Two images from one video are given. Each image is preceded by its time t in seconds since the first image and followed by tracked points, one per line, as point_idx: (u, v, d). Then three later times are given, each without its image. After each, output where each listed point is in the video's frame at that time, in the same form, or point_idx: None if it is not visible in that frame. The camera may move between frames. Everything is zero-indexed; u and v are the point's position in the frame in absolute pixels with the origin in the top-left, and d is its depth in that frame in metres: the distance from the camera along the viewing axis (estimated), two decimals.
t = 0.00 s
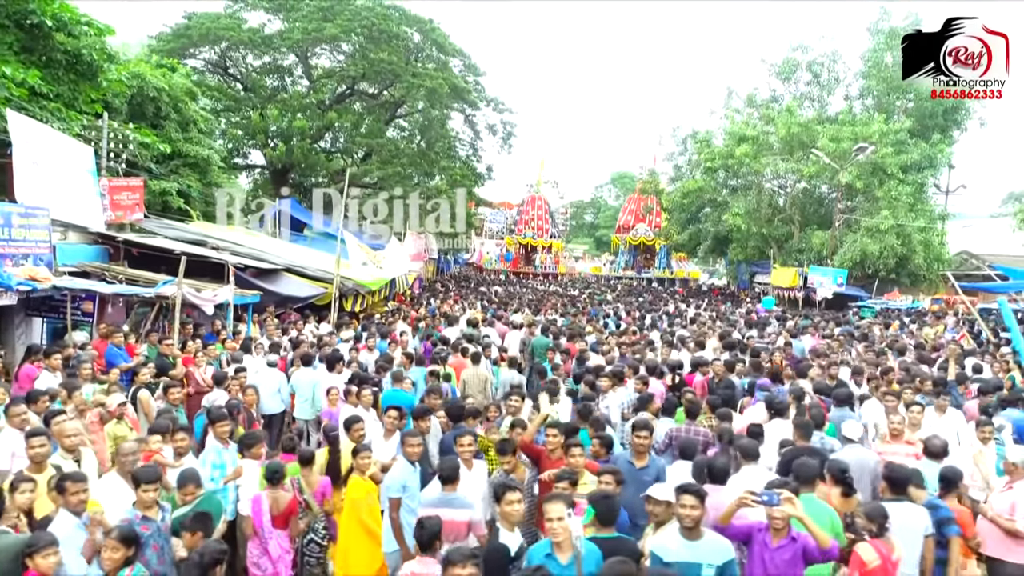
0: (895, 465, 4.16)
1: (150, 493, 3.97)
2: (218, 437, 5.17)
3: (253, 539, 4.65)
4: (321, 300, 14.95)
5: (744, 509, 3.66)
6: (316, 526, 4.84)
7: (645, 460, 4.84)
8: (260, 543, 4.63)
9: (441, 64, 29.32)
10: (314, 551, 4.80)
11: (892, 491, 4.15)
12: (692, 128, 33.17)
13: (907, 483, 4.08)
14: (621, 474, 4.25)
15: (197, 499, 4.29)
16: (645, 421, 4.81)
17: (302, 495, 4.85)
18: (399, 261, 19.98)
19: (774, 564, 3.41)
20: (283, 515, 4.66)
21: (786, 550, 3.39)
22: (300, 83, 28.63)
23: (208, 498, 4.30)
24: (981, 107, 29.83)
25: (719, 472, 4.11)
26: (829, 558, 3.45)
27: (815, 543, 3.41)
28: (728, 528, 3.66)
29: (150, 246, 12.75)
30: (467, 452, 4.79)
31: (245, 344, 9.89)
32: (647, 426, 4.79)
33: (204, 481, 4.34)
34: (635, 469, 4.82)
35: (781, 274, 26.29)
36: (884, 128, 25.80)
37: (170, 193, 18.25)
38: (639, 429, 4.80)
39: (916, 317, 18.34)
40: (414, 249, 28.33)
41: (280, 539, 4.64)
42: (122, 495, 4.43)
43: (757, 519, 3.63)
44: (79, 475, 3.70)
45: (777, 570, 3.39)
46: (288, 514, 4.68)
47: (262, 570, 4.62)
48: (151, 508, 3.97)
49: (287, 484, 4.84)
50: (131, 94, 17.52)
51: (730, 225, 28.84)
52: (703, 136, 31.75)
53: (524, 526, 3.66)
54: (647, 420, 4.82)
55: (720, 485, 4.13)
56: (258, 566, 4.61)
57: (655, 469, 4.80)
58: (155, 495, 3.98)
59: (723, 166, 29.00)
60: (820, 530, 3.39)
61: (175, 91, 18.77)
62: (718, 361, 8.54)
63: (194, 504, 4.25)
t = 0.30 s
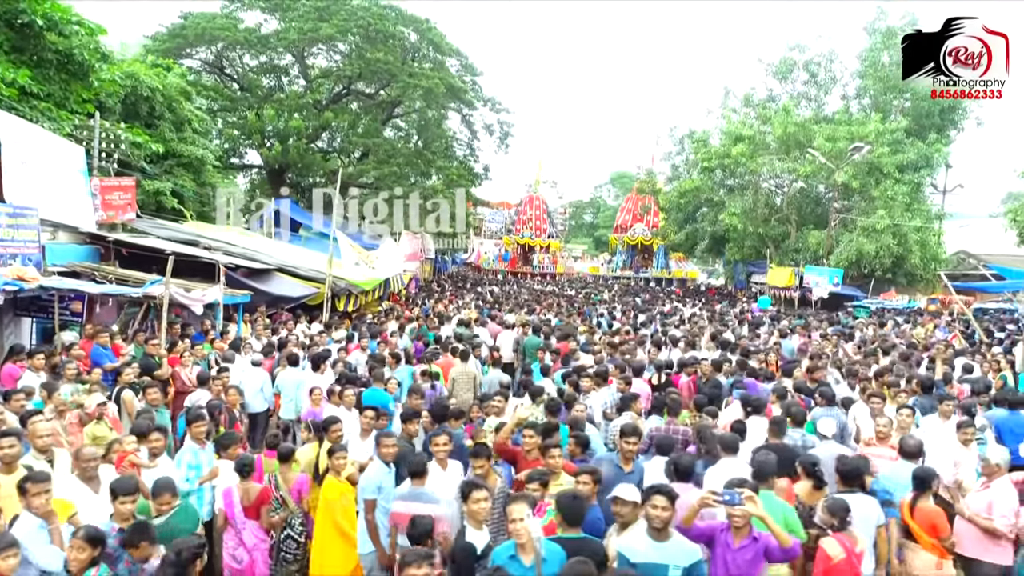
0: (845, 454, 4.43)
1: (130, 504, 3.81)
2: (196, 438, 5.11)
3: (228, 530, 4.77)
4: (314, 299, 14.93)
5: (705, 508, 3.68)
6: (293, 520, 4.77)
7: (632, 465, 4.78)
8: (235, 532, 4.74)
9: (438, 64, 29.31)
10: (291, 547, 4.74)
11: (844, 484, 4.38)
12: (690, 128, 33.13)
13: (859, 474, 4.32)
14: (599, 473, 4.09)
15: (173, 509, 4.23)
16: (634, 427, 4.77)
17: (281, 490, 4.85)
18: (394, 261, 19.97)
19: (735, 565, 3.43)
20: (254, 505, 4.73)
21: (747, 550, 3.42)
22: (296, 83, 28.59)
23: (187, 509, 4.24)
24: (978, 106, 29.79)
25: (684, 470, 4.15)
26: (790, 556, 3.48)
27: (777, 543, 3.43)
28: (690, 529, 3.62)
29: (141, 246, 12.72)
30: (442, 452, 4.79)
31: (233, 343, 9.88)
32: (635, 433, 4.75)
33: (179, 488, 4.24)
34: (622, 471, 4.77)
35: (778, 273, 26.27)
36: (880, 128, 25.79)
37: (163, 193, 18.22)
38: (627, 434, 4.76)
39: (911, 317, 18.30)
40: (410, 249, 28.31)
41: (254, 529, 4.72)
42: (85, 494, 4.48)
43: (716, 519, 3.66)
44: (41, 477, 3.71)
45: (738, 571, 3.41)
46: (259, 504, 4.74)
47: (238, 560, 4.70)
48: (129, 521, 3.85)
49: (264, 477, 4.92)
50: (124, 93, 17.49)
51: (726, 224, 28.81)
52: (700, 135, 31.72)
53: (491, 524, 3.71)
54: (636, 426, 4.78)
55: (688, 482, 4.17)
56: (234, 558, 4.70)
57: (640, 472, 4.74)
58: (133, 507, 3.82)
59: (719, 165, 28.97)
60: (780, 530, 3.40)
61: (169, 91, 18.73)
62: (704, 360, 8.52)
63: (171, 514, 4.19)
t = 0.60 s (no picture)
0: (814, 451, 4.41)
1: (99, 505, 3.77)
2: (172, 440, 5.07)
3: (207, 525, 4.77)
4: (306, 300, 14.91)
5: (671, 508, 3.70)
6: (276, 514, 4.93)
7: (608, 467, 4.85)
8: (214, 529, 4.75)
9: (435, 64, 29.32)
10: (274, 541, 4.95)
11: (810, 480, 4.34)
12: (687, 128, 33.11)
13: (824, 471, 4.30)
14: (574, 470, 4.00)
15: (155, 517, 3.96)
16: (612, 430, 4.83)
17: (264, 484, 4.91)
18: (388, 260, 19.97)
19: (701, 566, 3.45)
20: (235, 501, 4.76)
21: (712, 551, 3.44)
22: (294, 83, 28.57)
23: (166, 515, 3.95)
24: (975, 106, 29.77)
25: (656, 467, 4.26)
26: (756, 556, 3.49)
27: (742, 543, 3.43)
28: (655, 532, 3.64)
29: (133, 245, 12.68)
30: (418, 452, 4.80)
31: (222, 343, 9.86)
32: (614, 435, 4.81)
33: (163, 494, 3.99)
34: (601, 473, 4.82)
35: (774, 273, 26.26)
36: (876, 128, 25.80)
37: (158, 193, 18.20)
38: (605, 437, 4.81)
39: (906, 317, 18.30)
40: (407, 249, 28.29)
41: (233, 525, 4.76)
42: (58, 494, 4.43)
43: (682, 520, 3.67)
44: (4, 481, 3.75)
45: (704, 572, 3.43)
46: (240, 500, 4.77)
47: (217, 556, 4.74)
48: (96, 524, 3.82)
49: (247, 473, 4.94)
50: (118, 93, 17.46)
51: (723, 224, 28.80)
52: (697, 135, 31.65)
53: (458, 524, 3.75)
54: (615, 428, 4.84)
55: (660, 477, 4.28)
56: (214, 553, 4.73)
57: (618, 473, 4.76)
58: (103, 509, 3.78)
59: (716, 165, 28.97)
60: (746, 530, 3.42)
61: (164, 91, 18.68)
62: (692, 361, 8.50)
63: (151, 523, 3.91)
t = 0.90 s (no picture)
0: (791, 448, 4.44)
1: (69, 508, 3.75)
2: (154, 440, 5.01)
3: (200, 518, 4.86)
4: (301, 299, 14.90)
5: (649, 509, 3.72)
6: (263, 510, 4.92)
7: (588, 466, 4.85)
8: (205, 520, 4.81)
9: (432, 63, 29.30)
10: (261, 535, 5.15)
11: (788, 476, 4.39)
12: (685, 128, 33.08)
13: (800, 466, 4.33)
14: (553, 469, 4.00)
15: (134, 520, 3.93)
16: (590, 431, 4.85)
17: (250, 482, 4.90)
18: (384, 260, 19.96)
19: (675, 565, 3.50)
20: (223, 494, 4.81)
21: (687, 552, 3.49)
22: (291, 82, 28.49)
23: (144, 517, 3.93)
24: (973, 106, 29.75)
25: (647, 464, 4.21)
26: (732, 555, 3.55)
27: (717, 543, 3.51)
28: (631, 532, 3.66)
29: (126, 245, 12.65)
30: (408, 451, 4.80)
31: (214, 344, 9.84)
32: (591, 436, 4.83)
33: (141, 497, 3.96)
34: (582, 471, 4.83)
35: (772, 273, 26.23)
36: (874, 127, 25.82)
37: (153, 193, 18.17)
38: (583, 439, 4.83)
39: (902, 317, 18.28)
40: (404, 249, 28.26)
41: (222, 516, 4.82)
42: (43, 494, 4.44)
43: (659, 522, 3.68)
44: None
45: (679, 572, 3.48)
46: (229, 493, 4.82)
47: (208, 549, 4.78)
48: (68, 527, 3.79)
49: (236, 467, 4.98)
50: (114, 92, 17.43)
51: (721, 224, 28.77)
52: (695, 135, 31.60)
53: (434, 525, 3.74)
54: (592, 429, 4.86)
55: (650, 476, 4.23)
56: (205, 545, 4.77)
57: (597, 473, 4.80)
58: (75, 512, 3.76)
59: (714, 165, 28.95)
60: (721, 530, 3.49)
61: (160, 90, 18.63)
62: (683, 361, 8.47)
63: (130, 527, 3.89)
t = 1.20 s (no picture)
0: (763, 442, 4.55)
1: (54, 508, 3.75)
2: (143, 439, 5.02)
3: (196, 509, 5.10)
4: (298, 299, 14.92)
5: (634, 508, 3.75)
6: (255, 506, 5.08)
7: (569, 462, 4.89)
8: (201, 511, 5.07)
9: (431, 63, 29.30)
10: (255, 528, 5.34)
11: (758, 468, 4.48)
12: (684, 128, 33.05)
13: (772, 458, 4.43)
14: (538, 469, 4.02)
15: (117, 518, 3.93)
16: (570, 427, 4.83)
17: (243, 478, 5.09)
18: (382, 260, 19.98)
19: (660, 564, 3.51)
20: (219, 486, 5.06)
21: (671, 550, 3.51)
22: (290, 82, 28.45)
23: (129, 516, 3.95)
24: (972, 106, 29.75)
25: (643, 461, 4.21)
26: (716, 552, 3.58)
27: (701, 541, 3.51)
28: (615, 529, 3.68)
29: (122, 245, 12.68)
30: (403, 447, 4.94)
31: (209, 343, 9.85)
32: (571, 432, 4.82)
33: (125, 495, 3.98)
34: (563, 468, 4.88)
35: (770, 273, 26.22)
36: (872, 127, 25.82)
37: (151, 193, 18.18)
38: (564, 435, 4.84)
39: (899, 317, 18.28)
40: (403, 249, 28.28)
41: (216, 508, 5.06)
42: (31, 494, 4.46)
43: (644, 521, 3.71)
44: None
45: (664, 570, 3.49)
46: (224, 486, 5.06)
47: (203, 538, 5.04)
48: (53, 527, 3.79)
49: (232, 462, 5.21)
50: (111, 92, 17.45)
51: (720, 224, 28.75)
52: (693, 135, 31.56)
53: (420, 526, 3.77)
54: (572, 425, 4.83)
55: (646, 472, 4.22)
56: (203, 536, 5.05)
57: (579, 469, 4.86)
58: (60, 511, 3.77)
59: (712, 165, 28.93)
60: (706, 527, 3.49)
61: (158, 90, 18.63)
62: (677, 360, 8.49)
63: (112, 525, 3.89)
